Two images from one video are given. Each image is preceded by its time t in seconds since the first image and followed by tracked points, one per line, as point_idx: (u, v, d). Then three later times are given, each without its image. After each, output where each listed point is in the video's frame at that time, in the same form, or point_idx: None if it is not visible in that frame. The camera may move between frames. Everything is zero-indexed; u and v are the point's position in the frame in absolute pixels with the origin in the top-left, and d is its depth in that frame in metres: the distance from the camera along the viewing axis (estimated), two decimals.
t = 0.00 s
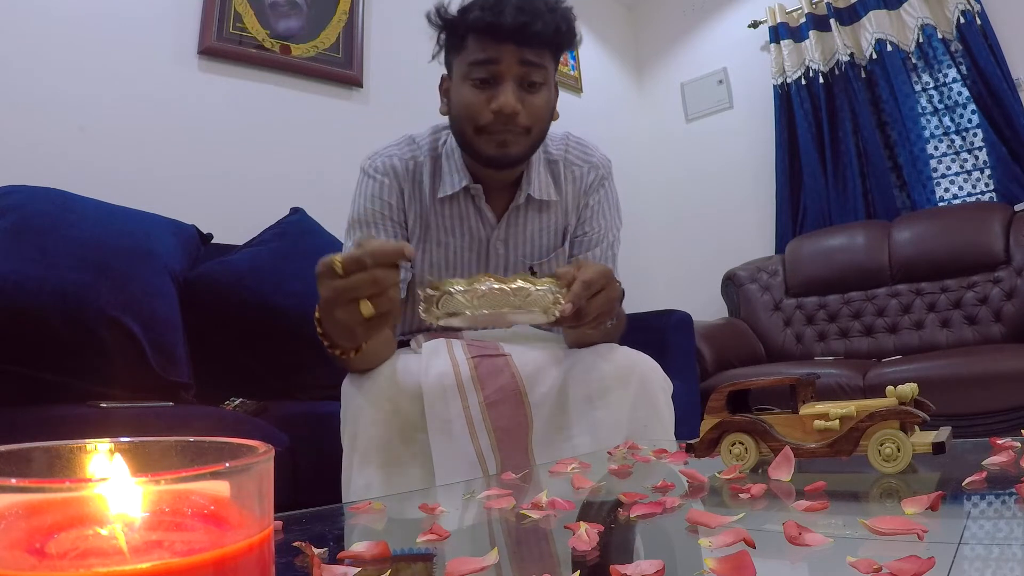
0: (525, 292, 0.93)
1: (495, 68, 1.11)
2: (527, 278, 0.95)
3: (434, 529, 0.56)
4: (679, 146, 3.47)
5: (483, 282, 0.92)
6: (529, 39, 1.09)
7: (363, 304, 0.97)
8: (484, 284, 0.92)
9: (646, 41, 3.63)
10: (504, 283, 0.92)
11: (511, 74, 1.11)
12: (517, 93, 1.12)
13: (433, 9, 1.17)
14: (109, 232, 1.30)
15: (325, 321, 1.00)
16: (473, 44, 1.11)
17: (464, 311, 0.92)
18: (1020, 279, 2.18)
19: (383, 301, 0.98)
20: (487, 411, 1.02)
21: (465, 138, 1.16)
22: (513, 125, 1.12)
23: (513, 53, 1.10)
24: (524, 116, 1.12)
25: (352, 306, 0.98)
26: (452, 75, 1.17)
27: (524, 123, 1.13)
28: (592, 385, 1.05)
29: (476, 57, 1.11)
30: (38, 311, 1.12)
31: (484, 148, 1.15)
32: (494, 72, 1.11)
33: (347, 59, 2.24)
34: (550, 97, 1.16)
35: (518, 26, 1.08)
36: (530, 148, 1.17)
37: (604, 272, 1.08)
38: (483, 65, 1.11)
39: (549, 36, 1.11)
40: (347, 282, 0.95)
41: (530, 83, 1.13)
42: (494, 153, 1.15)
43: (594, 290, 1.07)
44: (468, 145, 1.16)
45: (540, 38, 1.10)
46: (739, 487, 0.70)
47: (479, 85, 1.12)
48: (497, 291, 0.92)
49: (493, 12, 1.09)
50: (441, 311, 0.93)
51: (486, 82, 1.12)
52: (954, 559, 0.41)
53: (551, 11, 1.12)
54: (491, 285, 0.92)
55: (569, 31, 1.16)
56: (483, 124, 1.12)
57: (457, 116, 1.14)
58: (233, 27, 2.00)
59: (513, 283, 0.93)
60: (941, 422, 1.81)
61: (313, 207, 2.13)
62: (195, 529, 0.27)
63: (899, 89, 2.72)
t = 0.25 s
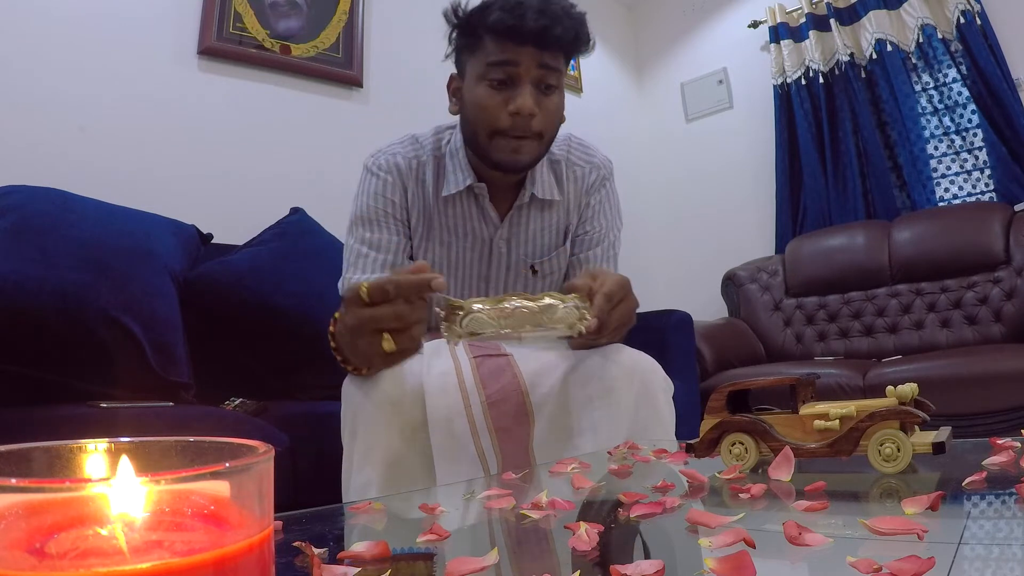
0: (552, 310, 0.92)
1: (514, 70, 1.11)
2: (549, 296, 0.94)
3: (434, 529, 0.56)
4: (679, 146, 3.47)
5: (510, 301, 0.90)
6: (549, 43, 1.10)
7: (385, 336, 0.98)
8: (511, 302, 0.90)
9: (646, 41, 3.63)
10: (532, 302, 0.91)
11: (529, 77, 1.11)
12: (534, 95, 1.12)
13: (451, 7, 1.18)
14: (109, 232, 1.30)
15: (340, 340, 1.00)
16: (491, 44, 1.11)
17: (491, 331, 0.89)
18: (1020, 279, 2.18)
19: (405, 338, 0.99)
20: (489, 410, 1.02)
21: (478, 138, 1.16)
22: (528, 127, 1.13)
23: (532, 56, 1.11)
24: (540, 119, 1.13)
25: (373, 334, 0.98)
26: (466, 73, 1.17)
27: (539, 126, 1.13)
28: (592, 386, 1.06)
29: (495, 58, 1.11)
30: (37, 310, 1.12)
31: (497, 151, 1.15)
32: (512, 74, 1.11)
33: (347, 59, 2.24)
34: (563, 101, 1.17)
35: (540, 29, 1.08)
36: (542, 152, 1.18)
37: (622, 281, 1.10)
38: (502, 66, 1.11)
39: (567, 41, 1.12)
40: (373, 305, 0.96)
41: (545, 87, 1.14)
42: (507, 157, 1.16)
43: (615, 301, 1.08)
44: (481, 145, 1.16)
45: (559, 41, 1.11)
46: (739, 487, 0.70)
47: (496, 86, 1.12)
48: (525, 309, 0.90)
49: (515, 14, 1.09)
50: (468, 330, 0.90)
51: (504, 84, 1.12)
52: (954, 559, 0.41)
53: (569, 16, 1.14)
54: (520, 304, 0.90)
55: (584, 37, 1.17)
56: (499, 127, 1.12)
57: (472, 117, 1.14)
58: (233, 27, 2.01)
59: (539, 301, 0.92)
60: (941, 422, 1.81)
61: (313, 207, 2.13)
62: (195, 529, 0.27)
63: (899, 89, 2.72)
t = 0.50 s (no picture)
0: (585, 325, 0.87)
1: (522, 76, 1.10)
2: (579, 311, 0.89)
3: (434, 529, 0.56)
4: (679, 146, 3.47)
5: (543, 317, 0.85)
6: (559, 51, 1.10)
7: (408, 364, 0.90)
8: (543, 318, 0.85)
9: (646, 41, 3.63)
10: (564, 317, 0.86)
11: (536, 84, 1.11)
12: (541, 102, 1.12)
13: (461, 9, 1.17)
14: (109, 232, 1.30)
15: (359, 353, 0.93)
16: (500, 49, 1.11)
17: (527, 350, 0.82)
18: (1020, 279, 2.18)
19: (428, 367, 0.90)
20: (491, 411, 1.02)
21: (484, 140, 1.16)
22: (535, 133, 1.12)
23: (541, 64, 1.10)
24: (546, 125, 1.12)
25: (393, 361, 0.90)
26: (473, 75, 1.17)
27: (545, 132, 1.13)
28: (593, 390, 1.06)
29: (503, 64, 1.10)
30: (38, 310, 1.12)
31: (501, 152, 1.15)
32: (521, 80, 1.10)
33: (347, 59, 2.24)
34: (569, 108, 1.16)
35: (550, 38, 1.08)
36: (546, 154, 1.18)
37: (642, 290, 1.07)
38: (510, 72, 1.11)
39: (576, 49, 1.11)
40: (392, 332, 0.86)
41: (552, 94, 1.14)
42: (510, 156, 1.16)
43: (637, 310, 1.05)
44: (487, 148, 1.16)
45: (568, 50, 1.10)
46: (739, 487, 0.70)
47: (503, 91, 1.12)
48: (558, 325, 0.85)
49: (525, 21, 1.08)
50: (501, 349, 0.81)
51: (511, 89, 1.12)
52: (954, 559, 0.41)
53: (580, 24, 1.13)
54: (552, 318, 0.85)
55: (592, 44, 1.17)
56: (505, 130, 1.12)
57: (478, 119, 1.14)
58: (233, 27, 2.01)
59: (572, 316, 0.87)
60: (941, 422, 1.81)
61: (313, 207, 2.13)
62: (195, 529, 0.27)
63: (899, 89, 2.72)
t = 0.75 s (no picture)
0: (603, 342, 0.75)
1: (506, 67, 1.11)
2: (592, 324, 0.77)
3: (434, 529, 0.56)
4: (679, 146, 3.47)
5: (557, 333, 0.73)
6: (540, 40, 1.10)
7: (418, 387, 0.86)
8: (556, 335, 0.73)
9: (646, 41, 3.63)
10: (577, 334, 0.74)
11: (520, 73, 1.11)
12: (525, 92, 1.12)
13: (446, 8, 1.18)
14: (108, 232, 1.30)
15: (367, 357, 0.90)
16: (484, 42, 1.11)
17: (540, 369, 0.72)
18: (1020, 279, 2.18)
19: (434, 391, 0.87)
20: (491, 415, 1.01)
21: (472, 134, 1.16)
22: (521, 122, 1.13)
23: (523, 53, 1.10)
24: (530, 114, 1.12)
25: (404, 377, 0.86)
26: (460, 72, 1.18)
27: (531, 120, 1.13)
28: (591, 394, 1.07)
29: (486, 56, 1.11)
30: (37, 310, 1.12)
31: (490, 144, 1.15)
32: (504, 71, 1.11)
33: (347, 59, 2.24)
34: (556, 96, 1.16)
35: (530, 26, 1.08)
36: (537, 145, 1.17)
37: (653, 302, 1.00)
38: (494, 64, 1.11)
39: (559, 37, 1.11)
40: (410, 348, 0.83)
41: (537, 83, 1.14)
42: (499, 149, 1.15)
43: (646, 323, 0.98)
44: (475, 142, 1.17)
45: (549, 38, 1.10)
46: (739, 486, 0.70)
47: (488, 82, 1.12)
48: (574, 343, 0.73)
49: (505, 11, 1.09)
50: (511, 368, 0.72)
51: (495, 80, 1.12)
52: (954, 559, 0.41)
53: (561, 14, 1.13)
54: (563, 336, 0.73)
55: (577, 35, 1.17)
56: (491, 121, 1.12)
57: (465, 113, 1.15)
58: (233, 27, 2.01)
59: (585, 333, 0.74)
60: (941, 422, 1.81)
61: (313, 207, 2.13)
62: (195, 529, 0.27)
63: (899, 89, 2.72)
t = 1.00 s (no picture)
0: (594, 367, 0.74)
1: (492, 71, 1.10)
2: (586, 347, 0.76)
3: (434, 529, 0.56)
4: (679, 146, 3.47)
5: (547, 355, 0.72)
6: (525, 42, 1.09)
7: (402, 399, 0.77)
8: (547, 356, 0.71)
9: (646, 41, 3.63)
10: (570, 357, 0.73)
11: (505, 77, 1.11)
12: (512, 95, 1.11)
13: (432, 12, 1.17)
14: (108, 232, 1.30)
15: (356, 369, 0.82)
16: (469, 46, 1.11)
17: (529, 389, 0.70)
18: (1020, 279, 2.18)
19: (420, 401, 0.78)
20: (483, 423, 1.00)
21: (462, 138, 1.16)
22: (509, 125, 1.12)
23: (509, 56, 1.10)
24: (518, 118, 1.12)
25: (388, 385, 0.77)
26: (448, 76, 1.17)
27: (518, 123, 1.13)
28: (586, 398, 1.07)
29: (472, 60, 1.10)
30: (37, 310, 1.12)
31: (479, 150, 1.16)
32: (490, 75, 1.10)
33: (348, 59, 2.24)
34: (544, 97, 1.15)
35: (514, 28, 1.07)
36: (525, 147, 1.17)
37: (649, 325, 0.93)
38: (480, 68, 1.10)
39: (544, 38, 1.10)
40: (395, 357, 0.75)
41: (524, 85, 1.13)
42: (488, 156, 1.16)
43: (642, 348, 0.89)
44: (464, 145, 1.17)
45: (534, 39, 1.09)
46: (739, 487, 0.70)
47: (475, 87, 1.12)
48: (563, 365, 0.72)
49: (489, 14, 1.08)
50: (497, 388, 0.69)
51: (482, 85, 1.12)
52: (955, 559, 0.41)
53: (546, 13, 1.12)
54: (556, 358, 0.72)
55: (564, 34, 1.15)
56: (479, 127, 1.13)
57: (454, 118, 1.14)
58: (233, 26, 2.00)
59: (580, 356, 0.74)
60: (941, 422, 1.81)
61: (313, 207, 2.13)
62: (195, 529, 0.27)
63: (900, 89, 2.72)
